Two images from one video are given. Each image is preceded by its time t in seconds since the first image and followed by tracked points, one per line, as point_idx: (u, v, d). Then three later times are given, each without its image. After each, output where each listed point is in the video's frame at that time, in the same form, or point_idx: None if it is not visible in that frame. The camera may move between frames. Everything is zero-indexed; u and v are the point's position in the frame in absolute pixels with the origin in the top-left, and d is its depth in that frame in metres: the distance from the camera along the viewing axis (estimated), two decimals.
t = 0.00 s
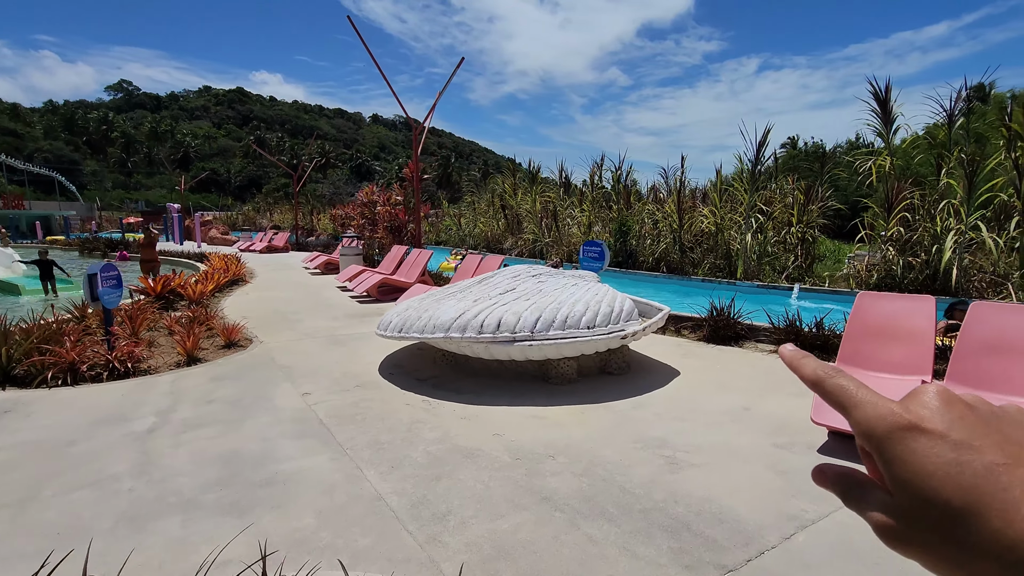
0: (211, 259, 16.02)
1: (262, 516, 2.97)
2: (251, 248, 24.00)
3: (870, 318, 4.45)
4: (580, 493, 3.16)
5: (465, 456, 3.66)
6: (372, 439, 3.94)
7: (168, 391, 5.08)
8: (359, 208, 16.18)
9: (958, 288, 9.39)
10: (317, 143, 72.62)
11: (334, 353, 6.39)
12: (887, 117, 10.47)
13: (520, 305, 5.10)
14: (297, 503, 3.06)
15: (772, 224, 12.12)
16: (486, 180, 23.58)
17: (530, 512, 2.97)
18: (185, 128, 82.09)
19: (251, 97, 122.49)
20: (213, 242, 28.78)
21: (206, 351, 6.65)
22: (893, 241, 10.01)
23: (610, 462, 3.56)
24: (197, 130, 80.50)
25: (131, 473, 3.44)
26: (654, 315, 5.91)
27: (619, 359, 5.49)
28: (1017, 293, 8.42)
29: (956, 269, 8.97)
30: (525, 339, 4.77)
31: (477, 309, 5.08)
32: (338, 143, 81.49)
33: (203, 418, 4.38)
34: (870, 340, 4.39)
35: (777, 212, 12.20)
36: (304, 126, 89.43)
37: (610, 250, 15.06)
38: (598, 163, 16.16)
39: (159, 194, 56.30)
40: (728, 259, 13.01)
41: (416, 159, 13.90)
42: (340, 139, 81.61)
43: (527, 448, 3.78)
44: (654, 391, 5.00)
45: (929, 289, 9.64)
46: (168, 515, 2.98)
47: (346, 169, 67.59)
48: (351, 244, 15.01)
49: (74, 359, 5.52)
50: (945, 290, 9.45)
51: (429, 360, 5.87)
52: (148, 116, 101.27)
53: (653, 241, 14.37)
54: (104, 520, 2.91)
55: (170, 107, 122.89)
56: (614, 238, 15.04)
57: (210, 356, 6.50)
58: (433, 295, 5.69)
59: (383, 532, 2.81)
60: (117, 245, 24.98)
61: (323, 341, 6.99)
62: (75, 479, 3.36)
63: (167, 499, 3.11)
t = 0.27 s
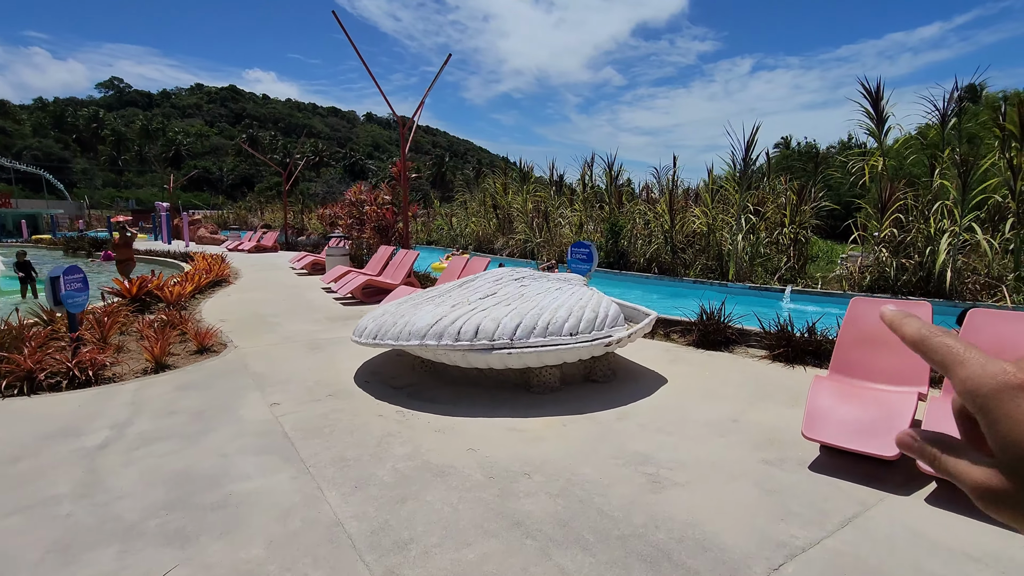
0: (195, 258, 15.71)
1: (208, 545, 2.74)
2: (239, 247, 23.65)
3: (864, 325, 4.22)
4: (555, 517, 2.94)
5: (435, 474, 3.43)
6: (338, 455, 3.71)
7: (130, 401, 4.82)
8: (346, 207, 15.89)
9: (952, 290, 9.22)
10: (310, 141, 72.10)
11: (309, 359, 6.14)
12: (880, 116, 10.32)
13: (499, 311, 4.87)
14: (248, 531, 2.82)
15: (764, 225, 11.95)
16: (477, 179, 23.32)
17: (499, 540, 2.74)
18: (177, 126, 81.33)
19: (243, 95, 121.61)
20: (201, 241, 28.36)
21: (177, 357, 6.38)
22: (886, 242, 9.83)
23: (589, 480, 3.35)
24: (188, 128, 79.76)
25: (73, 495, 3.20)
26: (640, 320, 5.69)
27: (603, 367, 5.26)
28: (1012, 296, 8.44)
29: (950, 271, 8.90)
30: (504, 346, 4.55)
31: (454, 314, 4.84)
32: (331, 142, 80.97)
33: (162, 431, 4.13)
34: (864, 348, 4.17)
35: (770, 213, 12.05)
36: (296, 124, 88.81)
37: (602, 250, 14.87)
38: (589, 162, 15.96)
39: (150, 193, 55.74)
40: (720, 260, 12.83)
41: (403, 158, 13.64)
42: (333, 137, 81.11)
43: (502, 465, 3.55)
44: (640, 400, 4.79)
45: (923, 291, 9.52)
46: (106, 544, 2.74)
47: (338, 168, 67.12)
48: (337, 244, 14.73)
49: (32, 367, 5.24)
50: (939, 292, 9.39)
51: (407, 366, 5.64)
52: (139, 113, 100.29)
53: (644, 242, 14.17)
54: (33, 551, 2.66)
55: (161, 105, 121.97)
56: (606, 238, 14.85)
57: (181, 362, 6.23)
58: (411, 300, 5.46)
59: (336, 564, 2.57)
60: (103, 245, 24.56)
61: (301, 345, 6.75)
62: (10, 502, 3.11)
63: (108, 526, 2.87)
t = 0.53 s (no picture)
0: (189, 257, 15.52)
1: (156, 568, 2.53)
2: (237, 245, 23.44)
3: (869, 328, 4.00)
4: (534, 537, 2.72)
5: (411, 489, 3.21)
6: (310, 466, 3.49)
7: (100, 405, 4.61)
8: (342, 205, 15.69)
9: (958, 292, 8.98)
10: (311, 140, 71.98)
11: (293, 361, 5.93)
12: (882, 114, 10.05)
13: (486, 312, 4.65)
14: (200, 552, 2.61)
15: (765, 224, 11.72)
16: (476, 178, 23.11)
17: (471, 563, 2.53)
18: (178, 124, 81.20)
19: (245, 93, 121.52)
20: (199, 239, 28.18)
21: (157, 358, 6.16)
22: (891, 242, 9.62)
23: (574, 495, 3.13)
24: (189, 126, 79.71)
25: (22, 511, 2.99)
26: (635, 322, 5.46)
27: (595, 371, 5.02)
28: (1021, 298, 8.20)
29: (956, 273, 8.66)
30: (490, 350, 4.32)
31: (439, 316, 4.63)
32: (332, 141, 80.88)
33: (128, 438, 3.92)
34: (869, 353, 3.95)
35: (772, 212, 11.82)
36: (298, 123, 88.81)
37: (601, 249, 14.63)
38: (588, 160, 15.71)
39: (150, 191, 55.63)
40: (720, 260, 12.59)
41: (399, 155, 13.42)
42: (334, 136, 81.04)
43: (483, 478, 3.33)
44: (633, 407, 4.55)
45: (928, 293, 9.28)
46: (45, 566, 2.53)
47: (339, 166, 66.95)
48: (332, 242, 14.52)
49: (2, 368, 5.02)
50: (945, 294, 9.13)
51: (392, 369, 5.42)
52: (140, 111, 100.29)
53: (644, 240, 13.94)
54: None
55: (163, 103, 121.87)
56: (605, 237, 14.62)
57: (160, 363, 6.02)
58: (396, 301, 5.25)
59: None
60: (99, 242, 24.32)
61: (286, 346, 6.53)
62: None
63: (51, 547, 2.67)
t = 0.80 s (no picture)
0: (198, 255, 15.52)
1: None
2: (248, 243, 23.50)
3: (896, 336, 3.74)
4: (523, 566, 2.53)
5: (396, 507, 3.03)
6: (293, 479, 3.33)
7: (88, 410, 4.50)
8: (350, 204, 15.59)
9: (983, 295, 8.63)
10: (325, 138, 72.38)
11: (289, 364, 5.79)
12: (902, 109, 9.65)
13: (484, 317, 4.45)
14: None
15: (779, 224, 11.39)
16: (487, 176, 22.92)
17: None
18: (194, 122, 82.06)
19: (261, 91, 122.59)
20: (212, 237, 28.36)
21: (153, 360, 6.06)
22: (911, 242, 9.25)
23: (569, 517, 2.93)
24: (205, 125, 80.55)
25: None
26: (641, 327, 5.23)
27: (599, 379, 4.81)
28: None
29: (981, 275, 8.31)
30: (487, 357, 4.13)
31: (436, 320, 4.44)
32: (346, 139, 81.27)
33: (111, 447, 3.80)
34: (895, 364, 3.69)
35: (787, 212, 11.48)
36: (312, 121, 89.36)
37: (611, 249, 14.37)
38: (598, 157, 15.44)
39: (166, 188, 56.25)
40: (734, 261, 12.28)
41: (407, 153, 13.27)
42: (347, 135, 81.43)
43: (473, 496, 3.14)
44: (637, 417, 4.33)
45: (951, 295, 8.90)
46: None
47: (352, 164, 67.21)
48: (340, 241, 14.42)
49: None
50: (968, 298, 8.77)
51: (389, 374, 5.25)
52: (158, 110, 101.62)
53: (655, 240, 13.66)
54: None
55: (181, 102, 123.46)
56: (615, 237, 14.35)
57: (156, 365, 5.91)
58: (394, 303, 5.08)
59: None
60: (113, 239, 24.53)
61: (284, 349, 6.41)
62: None
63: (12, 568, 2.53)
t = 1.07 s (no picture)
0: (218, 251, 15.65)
1: None
2: (269, 240, 23.69)
3: (931, 345, 3.41)
4: None
5: (394, 519, 2.85)
6: (288, 486, 3.18)
7: (91, 408, 4.44)
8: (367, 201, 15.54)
9: None
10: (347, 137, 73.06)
11: (297, 363, 5.69)
12: (939, 103, 9.17)
13: (494, 317, 4.26)
14: None
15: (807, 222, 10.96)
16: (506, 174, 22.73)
17: None
18: (221, 121, 83.57)
19: (285, 90, 124.20)
20: (235, 234, 28.71)
21: (163, 357, 6.00)
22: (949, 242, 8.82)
23: (577, 535, 2.72)
24: (231, 123, 81.96)
25: None
26: (660, 330, 4.98)
27: (614, 384, 4.58)
28: None
29: None
30: (495, 360, 3.94)
31: (443, 320, 4.26)
32: (368, 137, 81.91)
33: (109, 448, 3.71)
34: (931, 375, 3.34)
35: (815, 209, 11.05)
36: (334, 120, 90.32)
37: (631, 248, 14.05)
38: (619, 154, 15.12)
39: (193, 185, 57.35)
40: (758, 260, 11.90)
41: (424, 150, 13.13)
42: (369, 133, 82.07)
43: (476, 508, 2.96)
44: (654, 425, 4.10)
45: (992, 299, 8.52)
46: None
47: (374, 162, 67.69)
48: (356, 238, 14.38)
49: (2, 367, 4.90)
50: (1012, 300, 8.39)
51: (396, 375, 5.10)
52: (188, 110, 103.73)
53: (676, 238, 13.30)
54: None
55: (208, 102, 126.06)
56: (635, 235, 14.03)
57: (165, 362, 5.86)
58: (402, 303, 4.92)
59: None
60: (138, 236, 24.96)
61: (293, 348, 6.31)
62: None
63: None
